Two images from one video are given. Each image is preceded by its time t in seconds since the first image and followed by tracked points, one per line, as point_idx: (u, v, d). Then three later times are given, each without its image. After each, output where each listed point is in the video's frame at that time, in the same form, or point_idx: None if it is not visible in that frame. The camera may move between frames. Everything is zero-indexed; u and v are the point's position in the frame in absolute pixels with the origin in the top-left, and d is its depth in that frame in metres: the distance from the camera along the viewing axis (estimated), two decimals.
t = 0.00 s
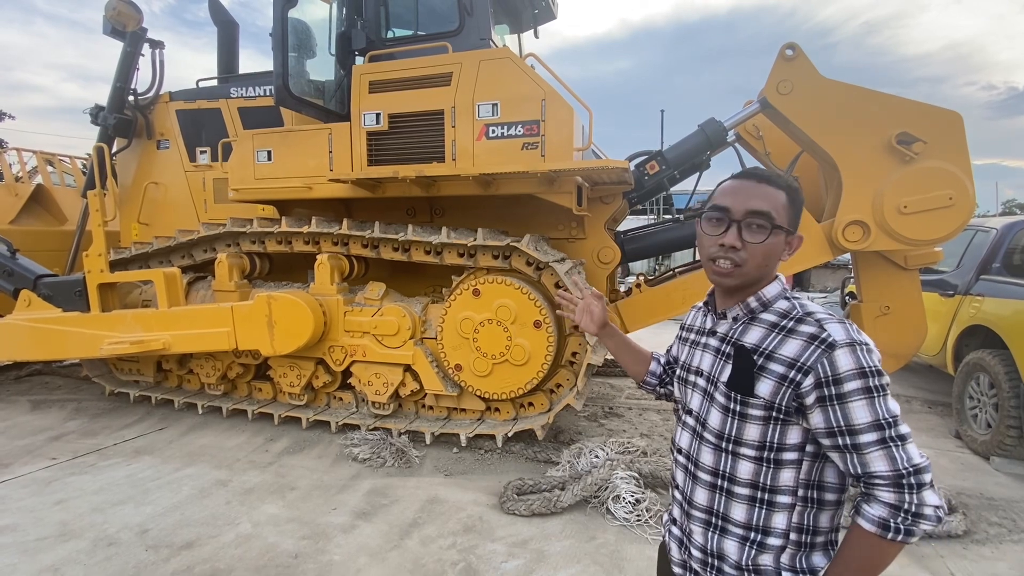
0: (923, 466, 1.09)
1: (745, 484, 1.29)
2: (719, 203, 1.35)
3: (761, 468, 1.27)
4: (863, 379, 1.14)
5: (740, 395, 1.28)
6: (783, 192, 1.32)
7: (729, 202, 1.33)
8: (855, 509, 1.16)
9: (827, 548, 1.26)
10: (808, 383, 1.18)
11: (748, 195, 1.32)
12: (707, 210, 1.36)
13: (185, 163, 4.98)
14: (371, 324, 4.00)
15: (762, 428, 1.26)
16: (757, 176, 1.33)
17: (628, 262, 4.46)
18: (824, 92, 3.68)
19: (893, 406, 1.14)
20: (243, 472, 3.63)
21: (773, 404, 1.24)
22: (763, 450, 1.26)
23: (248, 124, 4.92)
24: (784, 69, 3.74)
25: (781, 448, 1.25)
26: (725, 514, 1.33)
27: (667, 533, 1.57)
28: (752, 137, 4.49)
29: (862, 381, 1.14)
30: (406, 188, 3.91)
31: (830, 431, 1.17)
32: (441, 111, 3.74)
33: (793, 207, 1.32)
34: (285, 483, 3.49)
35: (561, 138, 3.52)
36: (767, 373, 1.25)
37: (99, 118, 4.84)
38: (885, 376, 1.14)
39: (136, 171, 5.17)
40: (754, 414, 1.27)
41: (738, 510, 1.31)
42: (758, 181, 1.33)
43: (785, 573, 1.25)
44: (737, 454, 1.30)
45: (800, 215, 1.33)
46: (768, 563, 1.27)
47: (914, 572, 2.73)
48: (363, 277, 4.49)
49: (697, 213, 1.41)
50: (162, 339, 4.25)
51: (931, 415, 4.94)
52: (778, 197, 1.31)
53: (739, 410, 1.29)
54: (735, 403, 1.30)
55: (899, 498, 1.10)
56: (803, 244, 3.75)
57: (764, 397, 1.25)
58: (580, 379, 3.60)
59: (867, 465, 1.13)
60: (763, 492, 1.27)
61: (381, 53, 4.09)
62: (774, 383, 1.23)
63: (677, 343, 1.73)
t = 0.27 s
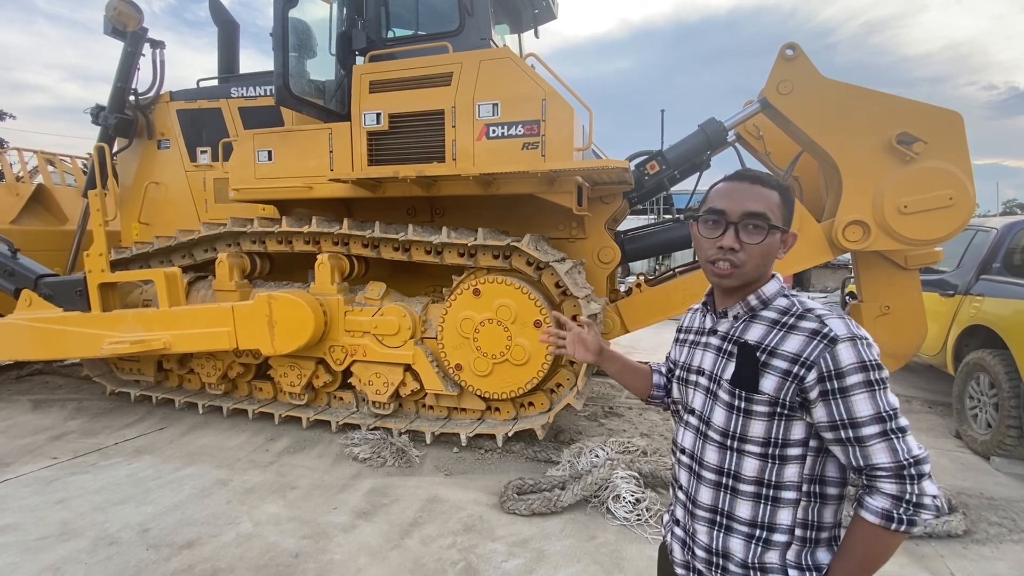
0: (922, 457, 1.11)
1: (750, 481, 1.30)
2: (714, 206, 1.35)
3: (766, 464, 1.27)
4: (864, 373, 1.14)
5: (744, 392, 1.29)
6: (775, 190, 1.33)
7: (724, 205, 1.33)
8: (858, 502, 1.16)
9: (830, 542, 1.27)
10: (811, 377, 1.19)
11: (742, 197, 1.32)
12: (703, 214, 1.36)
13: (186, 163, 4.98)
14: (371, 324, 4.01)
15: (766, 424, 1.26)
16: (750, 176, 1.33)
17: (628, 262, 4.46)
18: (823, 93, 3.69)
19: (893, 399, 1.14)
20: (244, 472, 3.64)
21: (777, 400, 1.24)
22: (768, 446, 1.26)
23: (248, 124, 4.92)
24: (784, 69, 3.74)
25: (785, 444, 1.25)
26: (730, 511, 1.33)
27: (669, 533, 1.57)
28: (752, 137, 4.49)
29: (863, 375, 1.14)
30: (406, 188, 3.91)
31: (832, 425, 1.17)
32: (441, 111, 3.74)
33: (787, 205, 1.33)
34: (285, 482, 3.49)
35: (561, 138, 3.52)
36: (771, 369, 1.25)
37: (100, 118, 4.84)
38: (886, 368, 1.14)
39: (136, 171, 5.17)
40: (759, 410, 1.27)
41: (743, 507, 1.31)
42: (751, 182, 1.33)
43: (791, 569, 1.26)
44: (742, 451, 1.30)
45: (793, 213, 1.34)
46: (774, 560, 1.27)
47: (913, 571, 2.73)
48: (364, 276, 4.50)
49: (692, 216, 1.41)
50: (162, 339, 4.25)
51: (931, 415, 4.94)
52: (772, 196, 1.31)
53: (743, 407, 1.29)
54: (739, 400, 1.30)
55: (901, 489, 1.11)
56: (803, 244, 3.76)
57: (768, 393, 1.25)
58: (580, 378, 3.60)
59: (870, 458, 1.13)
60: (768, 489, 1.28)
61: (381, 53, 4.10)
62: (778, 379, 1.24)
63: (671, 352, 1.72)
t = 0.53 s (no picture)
0: (928, 457, 1.11)
1: (753, 480, 1.30)
2: (718, 205, 1.35)
3: (769, 464, 1.27)
4: (871, 374, 1.15)
5: (749, 391, 1.29)
6: (780, 189, 1.33)
7: (729, 204, 1.34)
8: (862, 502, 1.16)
9: (831, 542, 1.28)
10: (817, 377, 1.19)
11: (747, 196, 1.32)
12: (707, 214, 1.37)
13: (186, 163, 4.98)
14: (372, 323, 4.01)
15: (771, 423, 1.26)
16: (754, 175, 1.34)
17: (628, 261, 4.46)
18: (824, 92, 3.69)
19: (900, 399, 1.15)
20: (244, 471, 3.64)
21: (782, 399, 1.24)
22: (772, 445, 1.27)
23: (248, 123, 4.92)
24: (784, 69, 3.74)
25: (788, 444, 1.25)
26: (732, 510, 1.34)
27: (669, 532, 1.57)
28: (753, 137, 4.50)
29: (870, 376, 1.14)
30: (406, 188, 3.91)
31: (838, 425, 1.17)
32: (441, 110, 3.75)
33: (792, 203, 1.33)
34: (286, 482, 3.50)
35: (561, 138, 3.52)
36: (776, 369, 1.26)
37: (100, 118, 4.84)
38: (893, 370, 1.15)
39: (137, 171, 5.17)
40: (763, 410, 1.27)
41: (746, 506, 1.31)
42: (755, 181, 1.34)
43: (793, 568, 1.26)
44: (745, 450, 1.31)
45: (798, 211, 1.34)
46: (776, 559, 1.28)
47: (913, 571, 2.74)
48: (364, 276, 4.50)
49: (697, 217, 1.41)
50: (163, 338, 4.26)
51: (931, 414, 4.95)
52: (776, 194, 1.32)
53: (748, 406, 1.29)
54: (744, 399, 1.30)
55: (906, 489, 1.11)
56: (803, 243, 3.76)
57: (773, 392, 1.25)
58: (580, 378, 3.61)
59: (876, 458, 1.14)
60: (770, 488, 1.28)
61: (381, 53, 4.10)
62: (783, 378, 1.24)
63: (677, 339, 1.75)
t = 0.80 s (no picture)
0: (932, 460, 1.11)
1: (755, 480, 1.30)
2: (723, 212, 1.35)
3: (772, 464, 1.27)
4: (876, 377, 1.15)
5: (753, 391, 1.29)
6: (787, 194, 1.31)
7: (733, 211, 1.33)
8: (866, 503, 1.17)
9: (831, 542, 1.28)
10: (822, 379, 1.19)
11: (751, 203, 1.32)
12: (711, 220, 1.37)
13: (186, 162, 4.98)
14: (372, 323, 4.01)
15: (774, 424, 1.26)
16: (760, 180, 1.33)
17: (628, 261, 4.46)
18: (824, 92, 3.69)
19: (905, 402, 1.15)
20: (245, 471, 3.65)
21: (786, 400, 1.24)
22: (774, 446, 1.27)
23: (249, 122, 4.92)
24: (785, 68, 3.74)
25: (791, 445, 1.25)
26: (733, 510, 1.34)
27: (668, 531, 1.57)
28: (753, 136, 4.50)
29: (875, 379, 1.15)
30: (406, 187, 3.91)
31: (843, 428, 1.17)
32: (441, 110, 3.75)
33: (799, 208, 1.32)
34: (286, 481, 3.50)
35: (561, 137, 3.52)
36: (780, 370, 1.26)
37: (100, 117, 4.84)
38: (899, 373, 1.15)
39: (137, 170, 5.17)
40: (767, 410, 1.27)
41: (747, 506, 1.31)
42: (761, 187, 1.32)
43: (793, 568, 1.27)
44: (747, 450, 1.31)
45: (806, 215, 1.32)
46: (776, 558, 1.28)
47: (914, 570, 2.74)
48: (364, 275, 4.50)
49: (702, 221, 1.41)
50: (164, 338, 4.26)
51: (931, 414, 4.95)
52: (783, 200, 1.30)
53: (751, 406, 1.29)
54: (747, 399, 1.30)
55: (911, 492, 1.11)
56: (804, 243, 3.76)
57: (777, 393, 1.25)
58: (580, 378, 3.61)
59: (880, 461, 1.14)
60: (772, 489, 1.28)
61: (381, 52, 4.10)
62: (788, 379, 1.24)
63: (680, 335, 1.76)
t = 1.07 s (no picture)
0: (932, 460, 1.11)
1: (755, 479, 1.30)
2: (720, 209, 1.35)
3: (772, 464, 1.27)
4: (877, 376, 1.14)
5: (754, 391, 1.28)
6: (785, 192, 1.31)
7: (730, 208, 1.33)
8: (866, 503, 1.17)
9: (832, 541, 1.28)
10: (822, 379, 1.19)
11: (748, 200, 1.31)
12: (709, 216, 1.36)
13: (187, 162, 4.98)
14: (373, 322, 4.01)
15: (774, 423, 1.26)
16: (758, 178, 1.33)
17: (629, 260, 4.46)
18: (825, 91, 3.68)
19: (906, 402, 1.14)
20: (246, 470, 3.65)
21: (786, 400, 1.24)
22: (775, 446, 1.27)
23: (249, 122, 4.92)
24: (785, 67, 3.73)
25: (792, 444, 1.25)
26: (734, 509, 1.34)
27: (670, 529, 1.57)
28: (754, 136, 4.49)
29: (875, 378, 1.14)
30: (407, 187, 3.92)
31: (842, 427, 1.17)
32: (441, 109, 3.74)
33: (797, 207, 1.31)
34: (287, 480, 3.50)
35: (562, 136, 3.52)
36: (781, 370, 1.26)
37: (101, 117, 4.84)
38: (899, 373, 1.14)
39: (137, 170, 5.17)
40: (768, 410, 1.27)
41: (748, 505, 1.31)
42: (759, 184, 1.32)
43: (794, 567, 1.26)
44: (748, 449, 1.30)
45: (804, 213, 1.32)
46: (777, 557, 1.28)
47: (915, 569, 2.74)
48: (365, 275, 4.51)
49: (699, 218, 1.41)
50: (165, 337, 4.26)
51: (932, 413, 4.95)
52: (780, 198, 1.30)
53: (752, 406, 1.29)
54: (748, 399, 1.30)
55: (910, 492, 1.11)
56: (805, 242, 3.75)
57: (778, 393, 1.25)
58: (581, 377, 3.61)
59: (880, 460, 1.13)
60: (773, 488, 1.28)
61: (381, 51, 4.10)
62: (788, 379, 1.24)
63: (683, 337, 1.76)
